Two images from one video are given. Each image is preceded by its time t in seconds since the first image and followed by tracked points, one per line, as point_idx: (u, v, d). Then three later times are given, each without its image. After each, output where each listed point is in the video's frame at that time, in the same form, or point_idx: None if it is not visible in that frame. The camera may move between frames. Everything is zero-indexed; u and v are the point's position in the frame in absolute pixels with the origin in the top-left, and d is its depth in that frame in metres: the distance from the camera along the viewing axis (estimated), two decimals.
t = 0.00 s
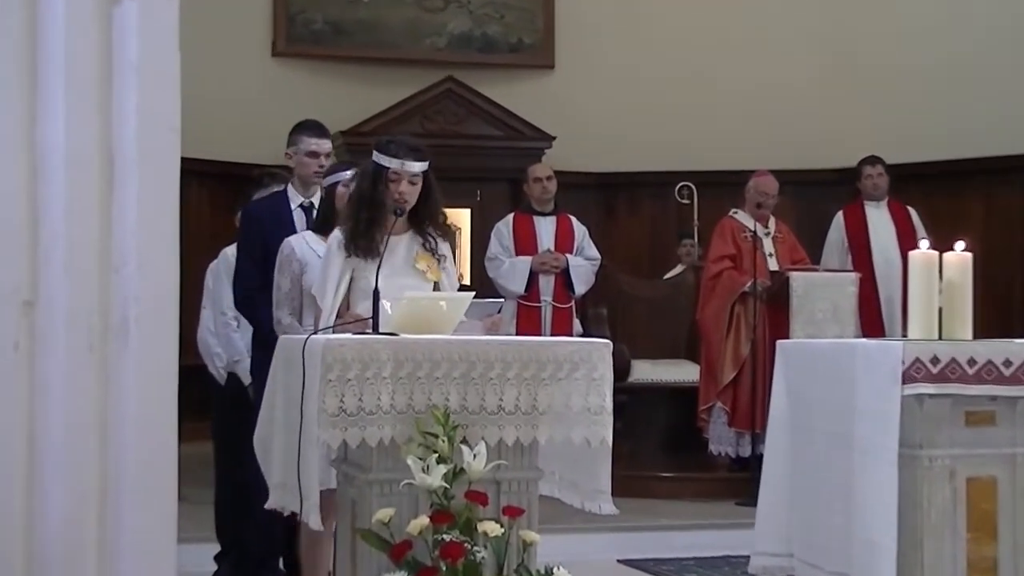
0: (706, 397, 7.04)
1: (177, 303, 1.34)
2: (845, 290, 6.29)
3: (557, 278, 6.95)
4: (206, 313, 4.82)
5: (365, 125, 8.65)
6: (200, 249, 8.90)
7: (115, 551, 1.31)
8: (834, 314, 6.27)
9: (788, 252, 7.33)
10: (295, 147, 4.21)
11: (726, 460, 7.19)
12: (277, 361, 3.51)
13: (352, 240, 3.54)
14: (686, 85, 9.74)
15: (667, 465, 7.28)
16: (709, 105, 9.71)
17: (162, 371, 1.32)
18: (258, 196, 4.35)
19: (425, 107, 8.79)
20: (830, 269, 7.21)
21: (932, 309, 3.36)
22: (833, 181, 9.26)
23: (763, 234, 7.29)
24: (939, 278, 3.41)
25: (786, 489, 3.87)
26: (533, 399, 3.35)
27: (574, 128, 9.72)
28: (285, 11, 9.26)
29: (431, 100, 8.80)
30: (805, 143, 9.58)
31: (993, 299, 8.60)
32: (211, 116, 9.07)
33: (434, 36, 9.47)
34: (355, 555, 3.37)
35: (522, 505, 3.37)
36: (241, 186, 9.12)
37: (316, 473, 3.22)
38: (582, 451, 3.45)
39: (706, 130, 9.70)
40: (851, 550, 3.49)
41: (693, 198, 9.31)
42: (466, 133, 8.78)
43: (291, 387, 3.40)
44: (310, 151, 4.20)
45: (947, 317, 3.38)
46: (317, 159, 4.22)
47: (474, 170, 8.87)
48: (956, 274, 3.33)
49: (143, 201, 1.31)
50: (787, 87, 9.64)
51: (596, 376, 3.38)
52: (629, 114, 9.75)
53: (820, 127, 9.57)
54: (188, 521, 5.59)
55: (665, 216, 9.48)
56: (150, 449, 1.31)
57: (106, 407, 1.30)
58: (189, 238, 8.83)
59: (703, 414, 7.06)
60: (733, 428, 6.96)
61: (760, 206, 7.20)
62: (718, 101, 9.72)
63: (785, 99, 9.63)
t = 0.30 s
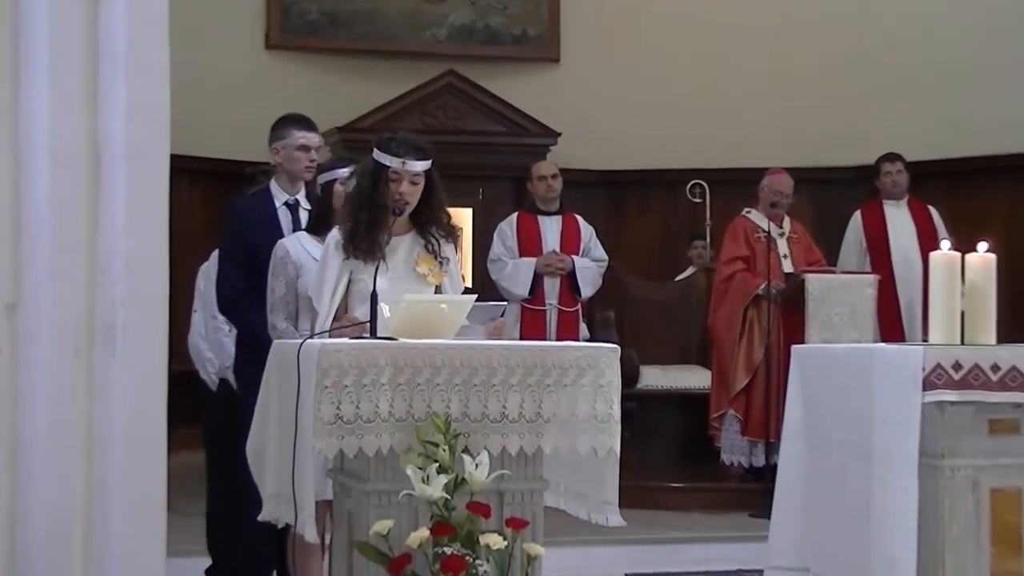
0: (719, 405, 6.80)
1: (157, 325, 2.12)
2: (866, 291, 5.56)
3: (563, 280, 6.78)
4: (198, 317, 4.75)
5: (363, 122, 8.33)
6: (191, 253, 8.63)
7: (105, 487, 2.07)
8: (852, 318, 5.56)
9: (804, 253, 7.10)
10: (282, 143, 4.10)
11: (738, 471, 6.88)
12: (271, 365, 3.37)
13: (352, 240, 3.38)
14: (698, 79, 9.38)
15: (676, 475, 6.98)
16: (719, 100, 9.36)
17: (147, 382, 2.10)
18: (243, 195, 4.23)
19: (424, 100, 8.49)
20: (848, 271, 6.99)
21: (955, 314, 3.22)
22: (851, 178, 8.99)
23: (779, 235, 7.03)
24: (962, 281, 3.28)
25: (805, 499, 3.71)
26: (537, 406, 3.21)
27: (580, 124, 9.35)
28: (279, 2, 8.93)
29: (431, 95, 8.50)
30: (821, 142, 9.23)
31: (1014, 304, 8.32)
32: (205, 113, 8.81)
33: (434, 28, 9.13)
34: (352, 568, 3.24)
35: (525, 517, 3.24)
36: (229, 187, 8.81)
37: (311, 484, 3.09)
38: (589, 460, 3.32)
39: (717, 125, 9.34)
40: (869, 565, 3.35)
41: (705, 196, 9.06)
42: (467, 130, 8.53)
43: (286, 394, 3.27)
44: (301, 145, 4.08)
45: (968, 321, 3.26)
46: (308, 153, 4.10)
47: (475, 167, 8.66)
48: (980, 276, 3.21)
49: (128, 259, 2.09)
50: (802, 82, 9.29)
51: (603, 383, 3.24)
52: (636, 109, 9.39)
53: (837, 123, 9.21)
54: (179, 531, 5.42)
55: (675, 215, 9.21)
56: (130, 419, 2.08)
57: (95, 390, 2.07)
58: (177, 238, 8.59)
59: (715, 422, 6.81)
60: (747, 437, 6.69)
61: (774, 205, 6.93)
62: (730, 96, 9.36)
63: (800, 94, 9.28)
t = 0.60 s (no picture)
0: (732, 414, 6.54)
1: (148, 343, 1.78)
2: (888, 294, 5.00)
3: (568, 282, 6.61)
4: (186, 320, 4.65)
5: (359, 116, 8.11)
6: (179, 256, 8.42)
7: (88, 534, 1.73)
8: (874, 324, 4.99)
9: (822, 254, 6.91)
10: (271, 140, 4.01)
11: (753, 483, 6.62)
12: (263, 372, 3.23)
13: (348, 241, 3.24)
14: (706, 72, 9.12)
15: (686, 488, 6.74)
16: (729, 94, 9.08)
17: (135, 410, 1.77)
18: (231, 191, 4.09)
19: (423, 94, 8.28)
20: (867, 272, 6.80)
21: (982, 319, 3.07)
22: (873, 175, 8.73)
23: (796, 235, 6.84)
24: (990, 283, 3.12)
25: (826, 518, 3.54)
26: (542, 415, 3.06)
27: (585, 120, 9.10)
28: None
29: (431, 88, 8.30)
30: (832, 139, 8.98)
31: None
32: (201, 111, 8.54)
33: (433, 19, 8.89)
34: None
35: (530, 531, 3.09)
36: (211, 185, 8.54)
37: (305, 496, 2.94)
38: (597, 472, 3.16)
39: (728, 121, 9.07)
40: None
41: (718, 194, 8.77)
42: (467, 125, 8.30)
43: (278, 402, 3.12)
44: (294, 140, 4.01)
45: (997, 327, 3.09)
46: (299, 149, 4.03)
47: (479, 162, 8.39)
48: (1009, 279, 3.05)
49: (114, 262, 1.75)
50: (813, 74, 9.02)
51: (611, 392, 3.07)
52: (643, 104, 9.12)
53: (851, 117, 8.94)
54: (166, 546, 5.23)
55: (687, 212, 8.93)
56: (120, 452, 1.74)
57: (77, 414, 1.73)
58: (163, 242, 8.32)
59: (728, 432, 6.56)
60: (762, 447, 6.45)
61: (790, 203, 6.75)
62: (739, 90, 9.08)
63: (812, 87, 9.01)
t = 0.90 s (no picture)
0: (744, 424, 6.36)
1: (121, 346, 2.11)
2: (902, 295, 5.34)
3: (575, 287, 6.45)
4: (173, 326, 4.57)
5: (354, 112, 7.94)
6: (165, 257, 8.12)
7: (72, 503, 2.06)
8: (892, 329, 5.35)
9: (839, 257, 6.77)
10: (269, 139, 3.92)
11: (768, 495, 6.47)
12: (255, 380, 3.10)
13: (344, 242, 3.11)
14: (715, 65, 8.98)
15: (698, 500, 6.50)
16: (738, 88, 8.95)
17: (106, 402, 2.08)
18: (227, 192, 3.99)
19: (421, 88, 8.10)
20: (886, 274, 6.66)
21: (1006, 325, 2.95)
22: (891, 175, 8.51)
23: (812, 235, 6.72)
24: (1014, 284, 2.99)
25: (842, 532, 3.41)
26: (545, 423, 2.93)
27: (591, 114, 8.95)
28: None
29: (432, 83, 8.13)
30: (839, 135, 8.83)
31: None
32: (198, 110, 8.36)
33: (433, 9, 8.72)
34: None
35: (533, 545, 2.96)
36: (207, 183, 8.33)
37: (298, 509, 2.81)
38: (603, 483, 3.03)
39: (738, 116, 8.93)
40: None
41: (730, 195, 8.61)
42: (466, 120, 8.07)
43: (270, 410, 2.99)
44: (293, 137, 3.94)
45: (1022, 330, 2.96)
46: (298, 146, 3.96)
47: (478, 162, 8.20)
48: None
49: (97, 272, 2.08)
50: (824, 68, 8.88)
51: (618, 400, 2.95)
52: (650, 99, 8.98)
53: (863, 112, 8.81)
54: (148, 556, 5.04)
55: (697, 213, 8.77)
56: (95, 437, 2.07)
57: (62, 408, 2.06)
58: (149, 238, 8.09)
59: (740, 442, 6.38)
60: (776, 458, 6.27)
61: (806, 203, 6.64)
62: (749, 84, 8.94)
63: (823, 81, 8.88)
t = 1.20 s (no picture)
0: (762, 434, 6.20)
1: (113, 309, 1.39)
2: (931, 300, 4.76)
3: (581, 290, 6.31)
4: (162, 330, 4.53)
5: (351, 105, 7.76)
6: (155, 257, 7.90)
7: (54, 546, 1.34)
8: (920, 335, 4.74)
9: (860, 259, 6.57)
10: (279, 132, 3.81)
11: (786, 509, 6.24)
12: (247, 389, 2.96)
13: (340, 244, 2.97)
14: (726, 59, 8.79)
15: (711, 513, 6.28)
16: (751, 83, 8.75)
17: (98, 391, 1.37)
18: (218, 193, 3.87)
19: (422, 82, 7.90)
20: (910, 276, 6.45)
21: None
22: (917, 173, 8.32)
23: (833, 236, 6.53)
24: None
25: (856, 548, 3.27)
26: (552, 434, 2.78)
27: (599, 111, 8.74)
28: None
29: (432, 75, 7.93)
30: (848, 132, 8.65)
31: None
32: (199, 111, 8.23)
33: None
34: None
35: (539, 562, 2.81)
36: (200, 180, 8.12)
37: (292, 525, 2.67)
38: (612, 496, 2.88)
39: (751, 111, 8.73)
40: None
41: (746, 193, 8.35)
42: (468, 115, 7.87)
43: (262, 418, 2.85)
44: (303, 131, 3.83)
45: None
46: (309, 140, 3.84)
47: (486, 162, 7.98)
48: None
49: (85, 214, 1.36)
50: (837, 63, 8.71)
51: (628, 409, 2.79)
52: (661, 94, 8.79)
53: (873, 108, 8.65)
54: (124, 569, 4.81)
55: (711, 212, 8.53)
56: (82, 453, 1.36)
57: (42, 410, 1.33)
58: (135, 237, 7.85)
59: (758, 452, 6.21)
60: (794, 469, 6.11)
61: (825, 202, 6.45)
62: (760, 78, 8.75)
63: (837, 76, 8.70)
